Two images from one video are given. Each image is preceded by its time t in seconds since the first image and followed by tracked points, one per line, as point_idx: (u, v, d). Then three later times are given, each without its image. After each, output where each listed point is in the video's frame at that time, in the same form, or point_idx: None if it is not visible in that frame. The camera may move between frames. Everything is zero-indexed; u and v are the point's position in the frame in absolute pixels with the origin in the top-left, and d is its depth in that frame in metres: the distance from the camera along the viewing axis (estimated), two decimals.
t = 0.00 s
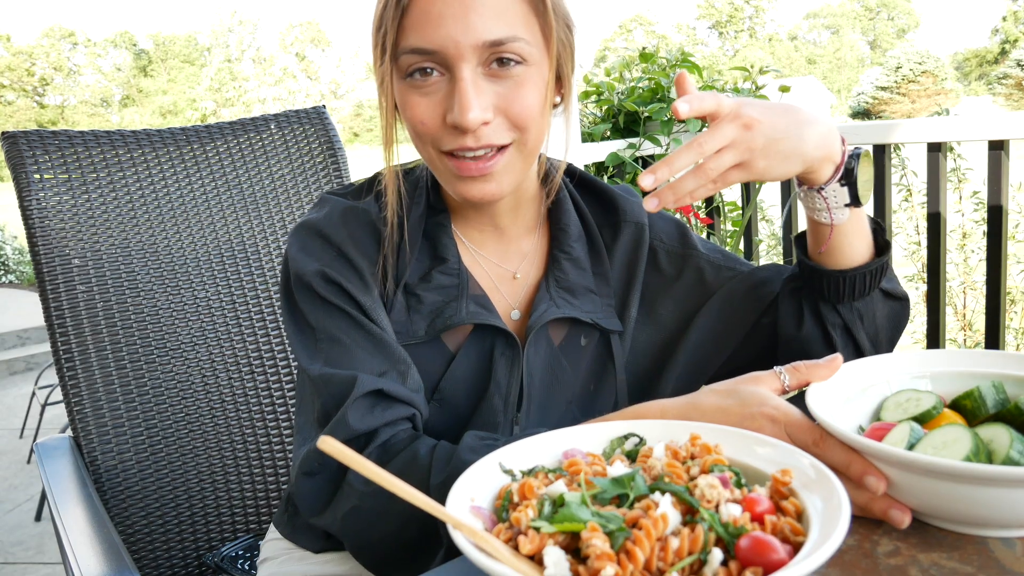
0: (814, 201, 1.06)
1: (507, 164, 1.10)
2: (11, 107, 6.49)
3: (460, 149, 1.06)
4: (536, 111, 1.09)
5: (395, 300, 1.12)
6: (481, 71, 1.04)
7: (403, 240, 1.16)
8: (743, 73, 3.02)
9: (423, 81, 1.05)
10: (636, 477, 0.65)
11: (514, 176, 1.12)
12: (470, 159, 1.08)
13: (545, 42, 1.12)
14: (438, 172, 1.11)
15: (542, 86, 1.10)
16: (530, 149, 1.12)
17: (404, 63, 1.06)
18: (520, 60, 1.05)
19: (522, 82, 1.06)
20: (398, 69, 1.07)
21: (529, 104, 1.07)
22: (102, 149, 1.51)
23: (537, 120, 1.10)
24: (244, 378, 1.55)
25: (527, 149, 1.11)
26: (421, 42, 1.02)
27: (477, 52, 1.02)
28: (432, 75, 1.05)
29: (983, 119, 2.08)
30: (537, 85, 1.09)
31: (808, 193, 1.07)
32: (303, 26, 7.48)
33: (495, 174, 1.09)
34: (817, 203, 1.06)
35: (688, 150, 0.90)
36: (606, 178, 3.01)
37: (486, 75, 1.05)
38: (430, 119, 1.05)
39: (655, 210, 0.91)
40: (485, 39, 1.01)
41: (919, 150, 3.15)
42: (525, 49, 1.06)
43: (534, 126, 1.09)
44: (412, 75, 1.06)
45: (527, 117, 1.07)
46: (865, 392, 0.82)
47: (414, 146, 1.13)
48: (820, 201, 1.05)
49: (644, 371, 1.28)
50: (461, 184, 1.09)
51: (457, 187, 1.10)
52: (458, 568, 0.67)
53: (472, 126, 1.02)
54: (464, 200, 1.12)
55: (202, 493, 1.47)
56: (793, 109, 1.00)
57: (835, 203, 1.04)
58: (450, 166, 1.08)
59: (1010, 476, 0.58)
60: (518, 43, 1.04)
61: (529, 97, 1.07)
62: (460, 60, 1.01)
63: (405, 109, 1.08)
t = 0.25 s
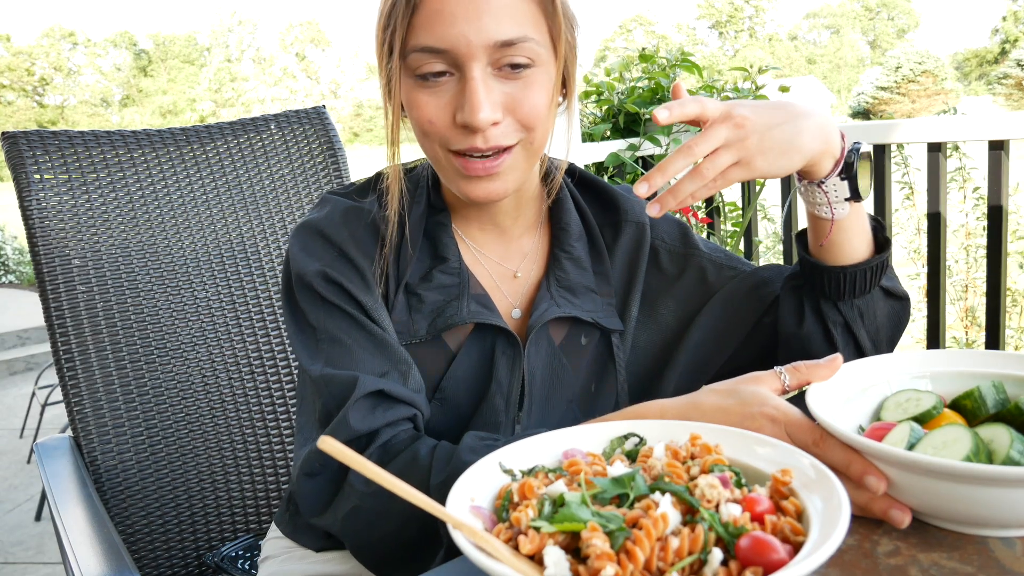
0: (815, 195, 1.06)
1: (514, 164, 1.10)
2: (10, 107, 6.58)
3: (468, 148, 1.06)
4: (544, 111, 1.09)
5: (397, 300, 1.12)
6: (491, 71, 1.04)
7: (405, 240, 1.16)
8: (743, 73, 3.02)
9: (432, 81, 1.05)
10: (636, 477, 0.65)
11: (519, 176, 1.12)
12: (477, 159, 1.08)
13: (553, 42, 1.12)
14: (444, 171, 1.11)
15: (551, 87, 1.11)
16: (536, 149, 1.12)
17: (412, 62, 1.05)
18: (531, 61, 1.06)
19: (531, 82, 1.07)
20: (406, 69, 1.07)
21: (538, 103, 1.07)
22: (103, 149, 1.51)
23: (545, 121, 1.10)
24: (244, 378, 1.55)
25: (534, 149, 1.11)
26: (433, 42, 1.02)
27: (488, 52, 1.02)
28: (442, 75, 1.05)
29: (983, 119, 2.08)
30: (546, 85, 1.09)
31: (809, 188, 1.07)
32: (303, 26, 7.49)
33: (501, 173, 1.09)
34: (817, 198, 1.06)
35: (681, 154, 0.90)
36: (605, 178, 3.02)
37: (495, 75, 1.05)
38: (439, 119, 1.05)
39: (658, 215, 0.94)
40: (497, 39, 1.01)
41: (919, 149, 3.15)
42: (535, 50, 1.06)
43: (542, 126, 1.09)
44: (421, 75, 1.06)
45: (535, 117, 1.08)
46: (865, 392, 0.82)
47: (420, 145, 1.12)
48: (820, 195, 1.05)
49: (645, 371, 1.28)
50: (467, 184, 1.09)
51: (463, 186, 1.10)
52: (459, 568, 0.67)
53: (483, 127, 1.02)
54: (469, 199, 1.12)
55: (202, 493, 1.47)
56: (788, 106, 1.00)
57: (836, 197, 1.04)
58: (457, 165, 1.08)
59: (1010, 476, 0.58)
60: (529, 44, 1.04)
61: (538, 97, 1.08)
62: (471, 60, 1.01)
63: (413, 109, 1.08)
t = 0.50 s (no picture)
0: (820, 190, 1.06)
1: (525, 157, 1.10)
2: (10, 107, 6.45)
3: (479, 141, 1.05)
4: (553, 106, 1.09)
5: (397, 298, 1.12)
6: (503, 64, 1.04)
7: (405, 239, 1.16)
8: (743, 73, 3.02)
9: (443, 73, 1.05)
10: (636, 477, 0.65)
11: (528, 171, 1.12)
12: (488, 151, 1.07)
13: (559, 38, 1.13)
14: (452, 166, 1.09)
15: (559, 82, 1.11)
16: (545, 143, 1.12)
17: (423, 55, 1.05)
18: (542, 56, 1.06)
19: (542, 77, 1.07)
20: (416, 62, 1.06)
21: (548, 97, 1.08)
22: (103, 149, 1.51)
23: (554, 116, 1.11)
24: (244, 378, 1.55)
25: (543, 143, 1.12)
26: (447, 34, 1.02)
27: (502, 45, 1.02)
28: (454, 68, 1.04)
29: (983, 119, 2.08)
30: (555, 80, 1.10)
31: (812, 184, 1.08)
32: (303, 26, 7.49)
33: (512, 166, 1.09)
34: (821, 194, 1.06)
35: (693, 153, 0.91)
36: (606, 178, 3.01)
37: (507, 69, 1.05)
38: (451, 112, 1.04)
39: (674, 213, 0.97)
40: (511, 31, 1.02)
41: (920, 149, 3.15)
42: (546, 44, 1.06)
43: (551, 120, 1.10)
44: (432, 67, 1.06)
45: (545, 111, 1.08)
46: (865, 392, 0.82)
47: (426, 140, 1.12)
48: (822, 191, 1.06)
49: (644, 371, 1.28)
50: (478, 177, 1.08)
51: (473, 180, 1.09)
52: (459, 568, 0.67)
53: (496, 118, 1.02)
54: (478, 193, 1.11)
55: (202, 493, 1.47)
56: (796, 101, 1.01)
57: (840, 192, 1.04)
58: (467, 158, 1.07)
59: (1010, 476, 0.58)
60: (540, 38, 1.05)
61: (549, 92, 1.08)
62: (484, 52, 1.02)
63: (421, 102, 1.07)
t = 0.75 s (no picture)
0: (822, 189, 1.06)
1: (525, 155, 1.10)
2: (10, 107, 6.46)
3: (479, 138, 1.05)
4: (555, 104, 1.09)
5: (398, 299, 1.12)
6: (504, 62, 1.04)
7: (406, 239, 1.16)
8: (743, 73, 3.02)
9: (445, 71, 1.05)
10: (636, 477, 0.65)
11: (528, 169, 1.12)
12: (489, 150, 1.07)
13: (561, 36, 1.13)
14: (452, 164, 1.09)
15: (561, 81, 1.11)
16: (545, 142, 1.12)
17: (424, 52, 1.05)
18: (544, 54, 1.06)
19: (544, 75, 1.07)
20: (417, 59, 1.07)
21: (549, 95, 1.08)
22: (102, 149, 1.51)
23: (555, 114, 1.11)
24: (244, 378, 1.55)
25: (544, 142, 1.11)
26: (449, 31, 1.02)
27: (503, 43, 1.02)
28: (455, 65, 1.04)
29: (983, 119, 2.08)
30: (557, 78, 1.10)
31: (814, 183, 1.07)
32: (303, 26, 7.49)
33: (512, 165, 1.09)
34: (823, 192, 1.06)
35: (698, 155, 0.93)
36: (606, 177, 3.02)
37: (509, 67, 1.05)
38: (452, 109, 1.05)
39: (680, 215, 0.96)
40: (513, 29, 1.02)
41: (920, 149, 3.15)
42: (548, 43, 1.06)
43: (552, 118, 1.10)
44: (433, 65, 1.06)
45: (546, 109, 1.08)
46: (865, 392, 0.82)
47: (426, 138, 1.12)
48: (825, 190, 1.05)
49: (644, 371, 1.28)
50: (478, 176, 1.08)
51: (473, 178, 1.09)
52: (459, 568, 0.67)
53: (497, 116, 1.02)
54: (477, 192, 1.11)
55: (202, 493, 1.47)
56: (798, 100, 1.01)
57: (841, 191, 1.04)
58: (466, 156, 1.07)
59: (1010, 476, 0.58)
60: (541, 36, 1.05)
61: (550, 90, 1.08)
62: (486, 50, 1.02)
63: (422, 99, 1.07)
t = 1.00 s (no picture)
0: (823, 189, 1.05)
1: (526, 154, 1.10)
2: (10, 107, 6.44)
3: (479, 137, 1.05)
4: (555, 103, 1.09)
5: (399, 299, 1.12)
6: (504, 61, 1.04)
7: (406, 239, 1.16)
8: (743, 73, 3.02)
9: (445, 69, 1.05)
10: (636, 477, 0.65)
11: (529, 169, 1.12)
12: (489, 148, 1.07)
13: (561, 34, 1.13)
14: (452, 163, 1.09)
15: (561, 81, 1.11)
16: (546, 142, 1.12)
17: (424, 50, 1.05)
18: (544, 53, 1.06)
19: (544, 74, 1.07)
20: (417, 58, 1.07)
21: (550, 94, 1.08)
22: (102, 149, 1.51)
23: (556, 113, 1.10)
24: (244, 378, 1.55)
25: (544, 141, 1.11)
26: (449, 29, 1.02)
27: (503, 41, 1.03)
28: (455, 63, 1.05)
29: (983, 119, 2.08)
30: (557, 77, 1.10)
31: (814, 181, 1.07)
32: (303, 26, 7.51)
33: (512, 165, 1.09)
34: (824, 191, 1.05)
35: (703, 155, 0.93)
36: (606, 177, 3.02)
37: (509, 66, 1.05)
38: (452, 108, 1.05)
39: (688, 216, 0.95)
40: (513, 27, 1.02)
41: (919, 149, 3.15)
42: (548, 42, 1.06)
43: (553, 117, 1.10)
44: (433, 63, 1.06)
45: (546, 108, 1.08)
46: (865, 392, 0.82)
47: (426, 136, 1.12)
48: (825, 189, 1.05)
49: (644, 371, 1.28)
50: (478, 176, 1.08)
51: (473, 178, 1.09)
52: (459, 568, 0.66)
53: (497, 114, 1.02)
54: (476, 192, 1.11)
55: (202, 493, 1.47)
56: (802, 98, 1.00)
57: (843, 191, 1.04)
58: (467, 156, 1.07)
59: (1010, 476, 0.58)
60: (541, 35, 1.05)
61: (550, 89, 1.08)
62: (486, 48, 1.02)
63: (422, 98, 1.07)
